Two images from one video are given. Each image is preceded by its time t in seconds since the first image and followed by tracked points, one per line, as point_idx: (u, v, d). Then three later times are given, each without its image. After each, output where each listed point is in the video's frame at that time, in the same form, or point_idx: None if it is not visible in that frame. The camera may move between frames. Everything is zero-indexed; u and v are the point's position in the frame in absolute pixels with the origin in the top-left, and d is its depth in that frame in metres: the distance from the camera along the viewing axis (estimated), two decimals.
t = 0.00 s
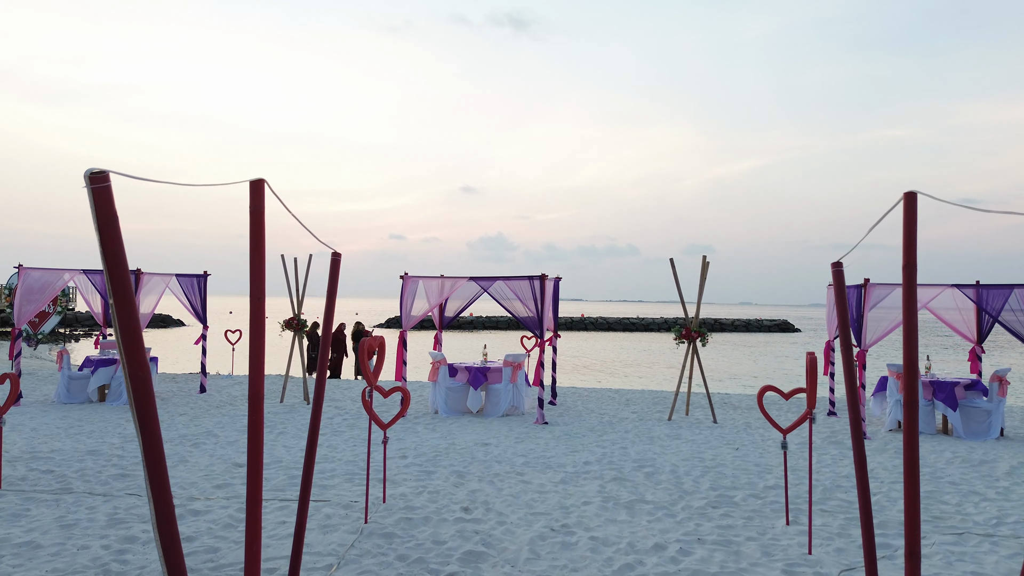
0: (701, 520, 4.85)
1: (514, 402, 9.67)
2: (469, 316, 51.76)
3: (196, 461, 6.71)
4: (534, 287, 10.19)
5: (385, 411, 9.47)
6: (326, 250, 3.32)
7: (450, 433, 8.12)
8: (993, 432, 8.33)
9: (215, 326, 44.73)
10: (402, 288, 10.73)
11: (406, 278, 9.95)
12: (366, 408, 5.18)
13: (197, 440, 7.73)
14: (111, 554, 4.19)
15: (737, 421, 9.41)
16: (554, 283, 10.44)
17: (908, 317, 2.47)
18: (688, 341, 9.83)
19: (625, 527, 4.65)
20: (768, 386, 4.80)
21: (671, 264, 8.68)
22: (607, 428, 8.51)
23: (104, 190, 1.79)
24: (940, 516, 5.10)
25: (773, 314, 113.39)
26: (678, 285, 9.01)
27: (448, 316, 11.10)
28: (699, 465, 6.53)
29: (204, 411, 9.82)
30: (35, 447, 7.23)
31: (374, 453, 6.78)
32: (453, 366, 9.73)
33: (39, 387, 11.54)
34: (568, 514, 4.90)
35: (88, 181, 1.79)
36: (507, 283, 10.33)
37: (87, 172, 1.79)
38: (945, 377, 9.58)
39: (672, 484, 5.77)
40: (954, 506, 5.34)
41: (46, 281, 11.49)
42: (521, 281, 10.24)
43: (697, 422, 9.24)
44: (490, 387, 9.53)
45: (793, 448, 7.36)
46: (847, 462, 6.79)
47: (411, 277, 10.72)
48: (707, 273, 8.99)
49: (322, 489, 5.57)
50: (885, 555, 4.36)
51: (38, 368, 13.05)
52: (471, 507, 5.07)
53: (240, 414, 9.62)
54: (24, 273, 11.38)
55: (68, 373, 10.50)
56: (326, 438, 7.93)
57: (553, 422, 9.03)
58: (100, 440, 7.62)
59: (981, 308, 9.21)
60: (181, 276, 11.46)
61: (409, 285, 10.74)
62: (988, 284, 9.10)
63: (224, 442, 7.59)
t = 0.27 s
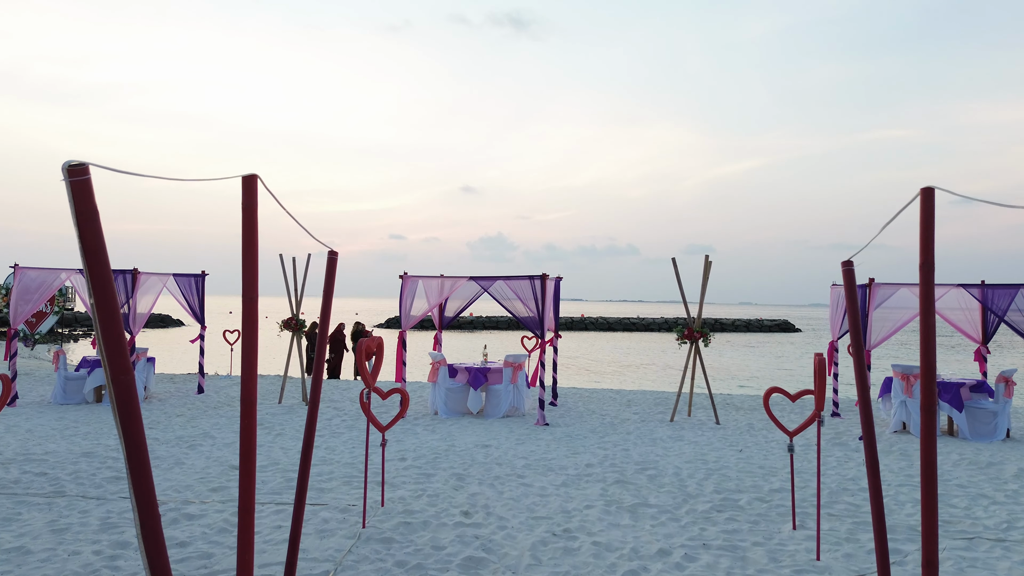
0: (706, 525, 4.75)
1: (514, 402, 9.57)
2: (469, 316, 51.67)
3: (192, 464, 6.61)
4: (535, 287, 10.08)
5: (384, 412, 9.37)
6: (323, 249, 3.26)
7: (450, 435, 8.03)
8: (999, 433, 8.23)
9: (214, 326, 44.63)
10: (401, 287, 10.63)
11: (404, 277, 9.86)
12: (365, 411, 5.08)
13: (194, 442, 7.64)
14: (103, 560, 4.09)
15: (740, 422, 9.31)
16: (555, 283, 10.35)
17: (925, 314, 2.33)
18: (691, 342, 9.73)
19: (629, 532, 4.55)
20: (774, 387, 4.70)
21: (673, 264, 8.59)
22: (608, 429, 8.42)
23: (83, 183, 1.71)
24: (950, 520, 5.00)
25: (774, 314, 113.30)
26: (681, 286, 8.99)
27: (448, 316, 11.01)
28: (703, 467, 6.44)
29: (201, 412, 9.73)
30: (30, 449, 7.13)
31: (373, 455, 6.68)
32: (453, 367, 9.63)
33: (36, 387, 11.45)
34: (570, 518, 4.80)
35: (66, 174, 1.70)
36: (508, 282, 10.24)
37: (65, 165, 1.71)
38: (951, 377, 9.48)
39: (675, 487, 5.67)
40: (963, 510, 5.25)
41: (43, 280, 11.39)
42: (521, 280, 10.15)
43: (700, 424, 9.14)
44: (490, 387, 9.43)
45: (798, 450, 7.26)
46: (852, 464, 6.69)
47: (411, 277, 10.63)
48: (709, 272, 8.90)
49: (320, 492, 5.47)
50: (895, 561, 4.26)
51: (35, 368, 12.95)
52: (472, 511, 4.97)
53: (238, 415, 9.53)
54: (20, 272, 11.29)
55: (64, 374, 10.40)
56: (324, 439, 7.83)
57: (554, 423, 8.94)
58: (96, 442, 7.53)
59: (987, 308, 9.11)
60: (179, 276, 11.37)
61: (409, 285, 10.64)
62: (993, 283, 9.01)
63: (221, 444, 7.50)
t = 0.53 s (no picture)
0: (711, 530, 4.64)
1: (515, 403, 9.45)
2: (469, 317, 51.59)
3: (188, 466, 6.51)
4: (536, 287, 9.98)
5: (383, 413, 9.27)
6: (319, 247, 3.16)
7: (450, 436, 7.93)
8: (1005, 435, 8.11)
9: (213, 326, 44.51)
10: (400, 287, 10.52)
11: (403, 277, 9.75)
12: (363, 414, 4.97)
13: (190, 443, 7.54)
14: (92, 567, 3.98)
15: (743, 424, 9.21)
16: (556, 283, 10.24)
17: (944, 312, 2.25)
18: (693, 342, 9.62)
19: (632, 537, 4.44)
20: (781, 389, 4.59)
21: (675, 263, 8.51)
22: (609, 431, 8.31)
23: (57, 173, 1.60)
24: (959, 525, 4.91)
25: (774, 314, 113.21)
26: (683, 286, 8.93)
27: (448, 316, 10.90)
28: (707, 470, 6.33)
29: (198, 413, 9.62)
30: (22, 452, 7.03)
31: (370, 457, 6.58)
32: (452, 367, 9.53)
33: (32, 388, 11.34)
34: (572, 523, 4.70)
35: (39, 165, 1.60)
36: (508, 282, 10.15)
37: (36, 156, 1.60)
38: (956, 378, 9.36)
39: (679, 490, 5.57)
40: (973, 514, 5.14)
41: (39, 280, 11.27)
42: (521, 280, 10.05)
43: (702, 425, 9.04)
44: (490, 388, 9.34)
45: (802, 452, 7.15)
46: (858, 467, 6.58)
47: (410, 276, 10.52)
48: (712, 272, 8.82)
49: (317, 496, 5.37)
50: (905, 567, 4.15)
51: (31, 369, 12.85)
52: (471, 516, 4.86)
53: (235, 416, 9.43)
54: (17, 272, 11.17)
55: (60, 375, 10.30)
56: (322, 441, 7.74)
57: (554, 425, 8.83)
58: (90, 444, 7.42)
59: (993, 307, 9.00)
60: (176, 276, 11.27)
61: (408, 285, 10.53)
62: (999, 283, 8.91)
63: (217, 446, 7.40)
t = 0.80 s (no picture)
0: (716, 535, 4.53)
1: (514, 405, 9.33)
2: (469, 316, 51.45)
3: (182, 469, 6.40)
4: (536, 286, 9.86)
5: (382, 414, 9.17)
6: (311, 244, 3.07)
7: (449, 438, 7.82)
8: (1012, 437, 7.99)
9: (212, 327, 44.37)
10: (399, 287, 10.41)
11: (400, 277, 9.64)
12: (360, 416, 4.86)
13: (185, 446, 7.42)
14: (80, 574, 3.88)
15: (746, 425, 9.10)
16: (556, 282, 10.13)
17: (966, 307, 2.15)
18: (695, 342, 9.50)
19: (634, 543, 4.33)
20: (786, 391, 4.48)
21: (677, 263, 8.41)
22: (611, 433, 8.20)
23: (24, 164, 1.50)
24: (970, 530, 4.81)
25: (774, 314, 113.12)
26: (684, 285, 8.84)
27: (447, 316, 10.79)
28: (710, 473, 6.22)
29: (195, 415, 9.52)
30: (15, 454, 6.93)
31: (368, 459, 6.47)
32: (451, 368, 9.41)
33: (27, 389, 11.23)
34: (573, 528, 4.59)
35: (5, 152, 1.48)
36: (507, 282, 10.04)
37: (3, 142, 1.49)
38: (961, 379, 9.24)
39: (682, 493, 5.46)
40: (983, 519, 5.04)
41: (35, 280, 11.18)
42: (521, 280, 9.94)
43: (705, 426, 8.93)
44: (490, 389, 9.22)
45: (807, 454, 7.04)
46: (864, 469, 6.47)
47: (408, 276, 10.42)
48: (714, 271, 8.71)
49: (313, 500, 5.26)
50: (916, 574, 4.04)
51: (27, 370, 12.73)
52: (470, 520, 4.76)
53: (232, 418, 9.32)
54: (13, 272, 11.07)
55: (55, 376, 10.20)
56: (319, 443, 7.62)
57: (555, 426, 8.72)
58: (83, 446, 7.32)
59: (999, 307, 8.88)
60: (173, 276, 11.17)
61: (406, 285, 10.42)
62: (1005, 283, 8.79)
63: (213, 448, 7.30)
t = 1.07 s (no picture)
0: (722, 541, 4.42)
1: (515, 406, 9.22)
2: (469, 316, 51.32)
3: (176, 472, 6.28)
4: (537, 286, 9.75)
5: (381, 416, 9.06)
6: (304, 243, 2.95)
7: (448, 440, 7.70)
8: (1020, 439, 7.89)
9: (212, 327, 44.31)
10: (398, 287, 10.30)
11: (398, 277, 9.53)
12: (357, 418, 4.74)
13: (180, 448, 7.31)
14: None
15: (749, 426, 8.99)
16: (557, 282, 10.02)
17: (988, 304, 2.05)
18: (698, 343, 9.38)
19: (639, 550, 4.22)
20: (795, 393, 4.35)
21: (679, 262, 8.30)
22: (612, 435, 8.09)
23: None
24: (982, 536, 4.71)
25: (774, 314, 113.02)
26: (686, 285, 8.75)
27: (447, 316, 10.68)
28: (714, 476, 6.11)
29: (191, 416, 9.40)
30: (6, 456, 6.80)
31: (366, 462, 6.36)
32: (451, 369, 9.30)
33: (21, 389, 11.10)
34: (576, 534, 4.48)
35: None
36: (508, 281, 9.93)
37: None
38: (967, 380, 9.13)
39: (686, 497, 5.35)
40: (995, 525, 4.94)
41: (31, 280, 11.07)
42: (522, 279, 9.83)
43: (708, 428, 8.81)
44: (490, 390, 9.11)
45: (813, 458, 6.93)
46: (871, 473, 6.36)
47: (407, 275, 10.30)
48: (717, 271, 8.60)
49: (309, 504, 5.14)
50: None
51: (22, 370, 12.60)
52: (470, 526, 4.64)
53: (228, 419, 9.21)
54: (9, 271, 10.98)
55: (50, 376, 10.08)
56: (317, 445, 7.51)
57: (555, 428, 8.60)
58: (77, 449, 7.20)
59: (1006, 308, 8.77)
60: (170, 275, 11.06)
61: (405, 284, 10.31)
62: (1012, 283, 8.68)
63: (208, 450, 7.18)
